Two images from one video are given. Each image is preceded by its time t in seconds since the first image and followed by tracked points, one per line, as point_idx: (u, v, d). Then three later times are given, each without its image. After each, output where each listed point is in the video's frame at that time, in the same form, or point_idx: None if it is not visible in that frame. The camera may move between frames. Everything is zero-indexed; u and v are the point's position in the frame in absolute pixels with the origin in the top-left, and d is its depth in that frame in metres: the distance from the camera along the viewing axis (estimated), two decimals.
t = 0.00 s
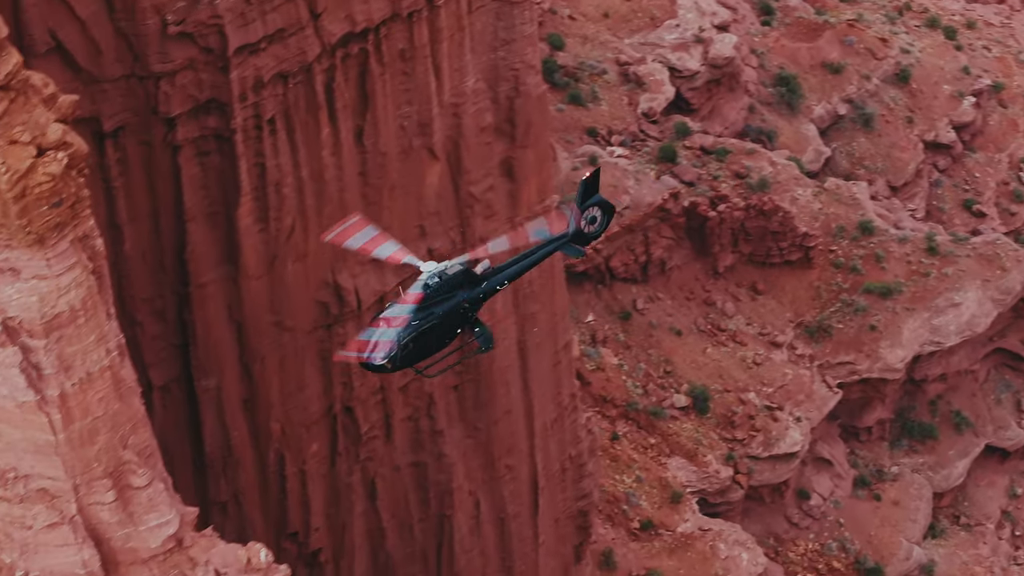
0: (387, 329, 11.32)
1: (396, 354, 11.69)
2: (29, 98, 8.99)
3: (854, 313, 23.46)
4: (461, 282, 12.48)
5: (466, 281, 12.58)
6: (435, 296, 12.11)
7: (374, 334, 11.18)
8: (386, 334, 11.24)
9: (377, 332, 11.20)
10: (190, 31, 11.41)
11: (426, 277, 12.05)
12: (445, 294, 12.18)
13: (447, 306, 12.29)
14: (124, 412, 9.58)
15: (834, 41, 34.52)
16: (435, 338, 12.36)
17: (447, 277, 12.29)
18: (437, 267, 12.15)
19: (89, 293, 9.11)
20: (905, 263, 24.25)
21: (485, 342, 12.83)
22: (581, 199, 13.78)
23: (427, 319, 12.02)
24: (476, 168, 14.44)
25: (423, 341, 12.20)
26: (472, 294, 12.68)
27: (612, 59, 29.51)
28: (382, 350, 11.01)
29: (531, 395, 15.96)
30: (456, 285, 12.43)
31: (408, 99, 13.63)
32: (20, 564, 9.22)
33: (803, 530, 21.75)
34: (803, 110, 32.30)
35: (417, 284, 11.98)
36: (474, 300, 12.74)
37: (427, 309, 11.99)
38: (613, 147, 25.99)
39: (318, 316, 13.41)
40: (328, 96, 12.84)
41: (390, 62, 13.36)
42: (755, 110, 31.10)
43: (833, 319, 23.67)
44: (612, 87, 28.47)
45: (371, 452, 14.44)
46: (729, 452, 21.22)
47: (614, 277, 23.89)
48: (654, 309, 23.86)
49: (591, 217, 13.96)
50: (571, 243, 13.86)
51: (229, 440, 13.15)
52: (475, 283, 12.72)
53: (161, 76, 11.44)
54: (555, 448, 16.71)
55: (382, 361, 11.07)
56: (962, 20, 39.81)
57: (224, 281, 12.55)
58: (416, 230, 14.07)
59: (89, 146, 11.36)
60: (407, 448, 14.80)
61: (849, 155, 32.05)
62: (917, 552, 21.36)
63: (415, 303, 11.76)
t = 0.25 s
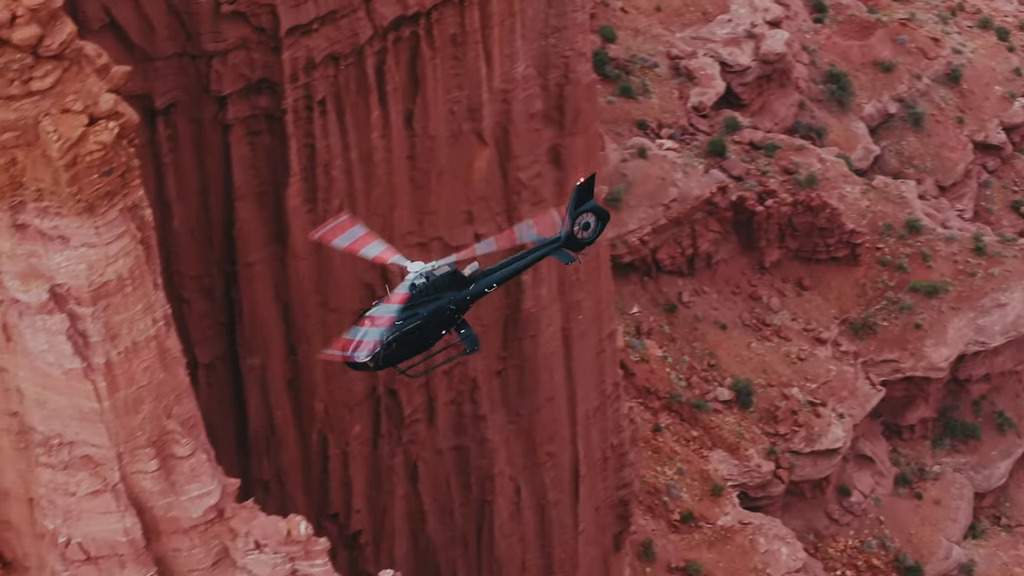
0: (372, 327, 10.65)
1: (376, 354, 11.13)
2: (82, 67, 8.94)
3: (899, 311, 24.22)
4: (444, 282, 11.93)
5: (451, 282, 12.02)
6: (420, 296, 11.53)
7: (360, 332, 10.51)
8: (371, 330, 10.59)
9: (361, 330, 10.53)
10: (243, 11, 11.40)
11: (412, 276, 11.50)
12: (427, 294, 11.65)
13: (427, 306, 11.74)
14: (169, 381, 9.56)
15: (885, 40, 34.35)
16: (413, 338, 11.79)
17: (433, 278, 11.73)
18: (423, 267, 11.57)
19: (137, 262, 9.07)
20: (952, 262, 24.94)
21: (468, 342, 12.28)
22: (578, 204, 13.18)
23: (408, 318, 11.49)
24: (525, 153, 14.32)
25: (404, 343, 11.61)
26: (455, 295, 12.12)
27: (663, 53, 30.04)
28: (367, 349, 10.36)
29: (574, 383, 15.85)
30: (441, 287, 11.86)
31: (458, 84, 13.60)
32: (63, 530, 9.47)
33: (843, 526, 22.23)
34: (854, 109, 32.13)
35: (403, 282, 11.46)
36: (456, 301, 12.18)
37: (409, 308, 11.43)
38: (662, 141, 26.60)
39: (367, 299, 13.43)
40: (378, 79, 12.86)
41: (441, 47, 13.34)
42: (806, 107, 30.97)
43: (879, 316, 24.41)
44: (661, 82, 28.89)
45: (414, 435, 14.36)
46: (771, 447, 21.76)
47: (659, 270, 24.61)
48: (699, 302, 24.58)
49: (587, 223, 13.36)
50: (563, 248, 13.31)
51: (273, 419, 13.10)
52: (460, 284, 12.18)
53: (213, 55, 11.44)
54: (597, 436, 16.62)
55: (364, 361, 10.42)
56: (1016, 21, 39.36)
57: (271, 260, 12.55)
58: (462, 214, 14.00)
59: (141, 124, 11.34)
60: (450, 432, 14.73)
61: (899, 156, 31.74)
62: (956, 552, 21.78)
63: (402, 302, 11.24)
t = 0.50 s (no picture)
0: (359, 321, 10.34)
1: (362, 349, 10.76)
2: (141, 37, 8.89)
3: (950, 311, 24.91)
4: (435, 279, 11.58)
5: (442, 280, 11.71)
6: (410, 293, 11.24)
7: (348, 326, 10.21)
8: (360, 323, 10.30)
9: (349, 326, 10.24)
10: None
11: (403, 273, 11.17)
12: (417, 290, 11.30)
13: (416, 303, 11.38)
14: (219, 351, 9.58)
15: (942, 40, 34.09)
16: (402, 336, 11.42)
17: (424, 275, 11.42)
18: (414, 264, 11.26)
19: (191, 233, 9.13)
20: (1003, 263, 25.74)
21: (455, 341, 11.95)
22: (575, 207, 12.97)
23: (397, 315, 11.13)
24: (579, 141, 14.25)
25: (393, 339, 11.31)
26: (446, 293, 11.79)
27: (721, 48, 30.44)
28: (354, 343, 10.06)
29: (623, 371, 15.73)
30: (432, 285, 11.57)
31: (514, 70, 13.46)
32: (111, 496, 9.53)
33: (889, 525, 22.55)
34: (910, 108, 31.78)
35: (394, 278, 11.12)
36: (446, 300, 11.83)
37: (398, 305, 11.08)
38: (717, 135, 26.84)
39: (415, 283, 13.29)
40: (435, 63, 12.82)
41: (498, 32, 13.23)
42: (861, 105, 30.76)
43: (930, 315, 25.08)
44: (717, 77, 29.24)
45: (462, 420, 14.31)
46: (819, 443, 22.17)
47: (712, 263, 25.26)
48: (751, 297, 25.17)
49: (583, 226, 13.18)
50: (557, 250, 13.11)
51: (321, 400, 13.03)
52: (452, 282, 11.90)
53: (272, 35, 11.50)
54: (644, 425, 16.47)
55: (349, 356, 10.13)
56: None
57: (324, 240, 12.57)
58: (516, 200, 13.93)
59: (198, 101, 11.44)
60: (498, 417, 14.68)
61: (955, 156, 31.37)
62: (1001, 553, 22.11)
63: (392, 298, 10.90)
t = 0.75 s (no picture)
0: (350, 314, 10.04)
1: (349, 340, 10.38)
2: (204, 7, 8.71)
3: (1004, 313, 24.86)
4: (426, 273, 11.17)
5: (434, 275, 11.30)
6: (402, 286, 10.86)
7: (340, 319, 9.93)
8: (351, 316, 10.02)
9: (338, 320, 9.95)
10: None
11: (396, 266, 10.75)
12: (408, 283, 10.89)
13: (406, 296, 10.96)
14: (273, 322, 9.51)
15: (1004, 42, 33.74)
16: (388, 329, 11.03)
17: (417, 269, 11.05)
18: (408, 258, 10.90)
19: (248, 203, 9.04)
20: None
21: (445, 336, 11.50)
22: (572, 208, 12.46)
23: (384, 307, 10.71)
24: (637, 130, 14.02)
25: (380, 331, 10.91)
26: (437, 288, 11.36)
27: (782, 44, 30.24)
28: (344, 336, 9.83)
29: (675, 361, 15.56)
30: (423, 280, 11.17)
31: (574, 57, 13.38)
32: (162, 463, 9.58)
33: (937, 525, 22.28)
34: (971, 109, 31.41)
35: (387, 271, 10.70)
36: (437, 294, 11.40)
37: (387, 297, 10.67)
38: (776, 131, 26.87)
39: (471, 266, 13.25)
40: (496, 47, 12.79)
41: (560, 19, 13.12)
42: (922, 105, 30.41)
43: (984, 316, 24.98)
44: (779, 74, 29.04)
45: (514, 405, 14.30)
46: (870, 440, 21.99)
47: (767, 258, 25.08)
48: (805, 293, 25.07)
49: (579, 227, 12.65)
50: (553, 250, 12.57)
51: (375, 379, 13.03)
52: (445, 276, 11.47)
53: (334, 14, 11.66)
54: (694, 416, 16.28)
55: (338, 347, 9.95)
56: None
57: (381, 221, 12.70)
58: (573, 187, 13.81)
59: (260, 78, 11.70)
60: (549, 403, 14.63)
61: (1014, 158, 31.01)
62: None
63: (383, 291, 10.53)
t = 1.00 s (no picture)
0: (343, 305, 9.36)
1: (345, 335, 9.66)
2: None
3: None
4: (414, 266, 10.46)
5: (426, 267, 10.66)
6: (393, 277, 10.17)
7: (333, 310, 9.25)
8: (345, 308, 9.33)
9: (327, 308, 9.20)
10: None
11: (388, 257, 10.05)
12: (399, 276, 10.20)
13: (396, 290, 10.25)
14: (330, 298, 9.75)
15: None
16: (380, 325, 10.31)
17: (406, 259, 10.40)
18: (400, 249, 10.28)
19: (308, 175, 9.38)
20: None
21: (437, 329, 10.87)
22: (569, 206, 11.79)
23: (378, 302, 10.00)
24: (698, 121, 13.69)
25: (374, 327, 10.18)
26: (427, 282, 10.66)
27: (846, 42, 29.96)
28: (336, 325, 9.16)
29: (729, 352, 15.23)
30: (415, 272, 10.52)
31: (637, 46, 13.14)
32: (216, 433, 9.65)
33: (987, 527, 21.98)
34: None
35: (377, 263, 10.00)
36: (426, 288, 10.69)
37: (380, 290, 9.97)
38: (837, 129, 26.56)
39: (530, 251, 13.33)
40: (559, 34, 12.79)
41: (623, 7, 12.93)
42: (984, 108, 30.04)
43: None
44: (842, 72, 28.77)
45: (567, 391, 14.27)
46: (921, 440, 21.87)
47: (825, 256, 24.79)
48: (862, 291, 24.77)
49: (576, 226, 11.98)
50: (548, 249, 11.92)
51: (428, 362, 13.38)
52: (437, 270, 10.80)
53: None
54: (747, 409, 15.96)
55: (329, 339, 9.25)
56: None
57: (440, 204, 12.97)
58: (631, 175, 13.68)
59: (324, 58, 12.13)
60: (602, 391, 14.55)
61: None
62: None
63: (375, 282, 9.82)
